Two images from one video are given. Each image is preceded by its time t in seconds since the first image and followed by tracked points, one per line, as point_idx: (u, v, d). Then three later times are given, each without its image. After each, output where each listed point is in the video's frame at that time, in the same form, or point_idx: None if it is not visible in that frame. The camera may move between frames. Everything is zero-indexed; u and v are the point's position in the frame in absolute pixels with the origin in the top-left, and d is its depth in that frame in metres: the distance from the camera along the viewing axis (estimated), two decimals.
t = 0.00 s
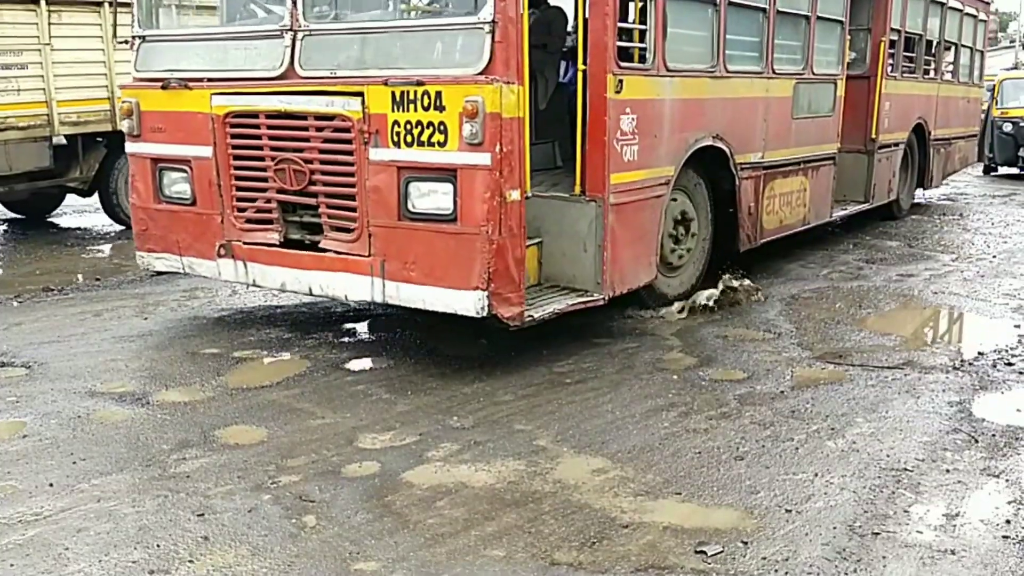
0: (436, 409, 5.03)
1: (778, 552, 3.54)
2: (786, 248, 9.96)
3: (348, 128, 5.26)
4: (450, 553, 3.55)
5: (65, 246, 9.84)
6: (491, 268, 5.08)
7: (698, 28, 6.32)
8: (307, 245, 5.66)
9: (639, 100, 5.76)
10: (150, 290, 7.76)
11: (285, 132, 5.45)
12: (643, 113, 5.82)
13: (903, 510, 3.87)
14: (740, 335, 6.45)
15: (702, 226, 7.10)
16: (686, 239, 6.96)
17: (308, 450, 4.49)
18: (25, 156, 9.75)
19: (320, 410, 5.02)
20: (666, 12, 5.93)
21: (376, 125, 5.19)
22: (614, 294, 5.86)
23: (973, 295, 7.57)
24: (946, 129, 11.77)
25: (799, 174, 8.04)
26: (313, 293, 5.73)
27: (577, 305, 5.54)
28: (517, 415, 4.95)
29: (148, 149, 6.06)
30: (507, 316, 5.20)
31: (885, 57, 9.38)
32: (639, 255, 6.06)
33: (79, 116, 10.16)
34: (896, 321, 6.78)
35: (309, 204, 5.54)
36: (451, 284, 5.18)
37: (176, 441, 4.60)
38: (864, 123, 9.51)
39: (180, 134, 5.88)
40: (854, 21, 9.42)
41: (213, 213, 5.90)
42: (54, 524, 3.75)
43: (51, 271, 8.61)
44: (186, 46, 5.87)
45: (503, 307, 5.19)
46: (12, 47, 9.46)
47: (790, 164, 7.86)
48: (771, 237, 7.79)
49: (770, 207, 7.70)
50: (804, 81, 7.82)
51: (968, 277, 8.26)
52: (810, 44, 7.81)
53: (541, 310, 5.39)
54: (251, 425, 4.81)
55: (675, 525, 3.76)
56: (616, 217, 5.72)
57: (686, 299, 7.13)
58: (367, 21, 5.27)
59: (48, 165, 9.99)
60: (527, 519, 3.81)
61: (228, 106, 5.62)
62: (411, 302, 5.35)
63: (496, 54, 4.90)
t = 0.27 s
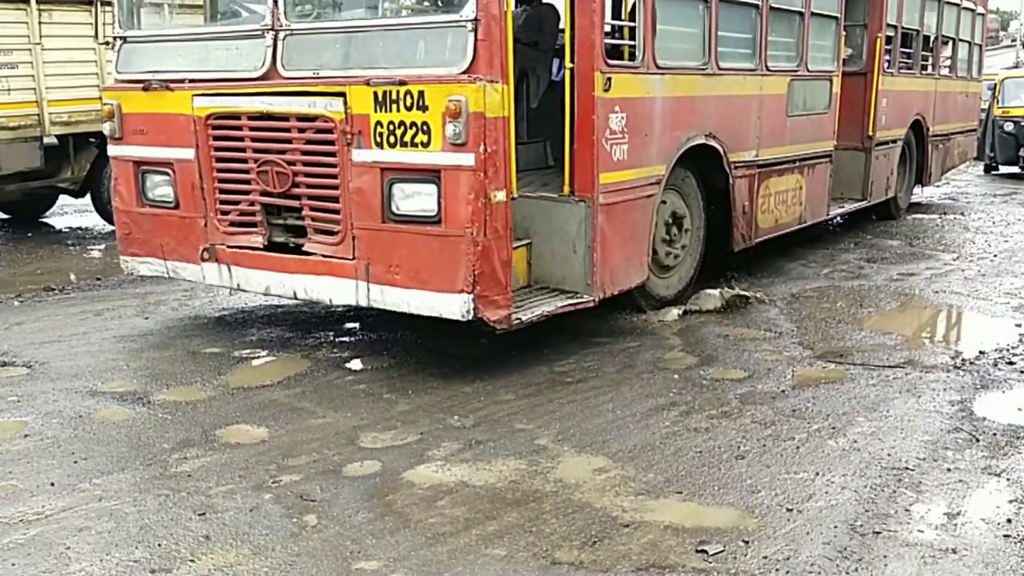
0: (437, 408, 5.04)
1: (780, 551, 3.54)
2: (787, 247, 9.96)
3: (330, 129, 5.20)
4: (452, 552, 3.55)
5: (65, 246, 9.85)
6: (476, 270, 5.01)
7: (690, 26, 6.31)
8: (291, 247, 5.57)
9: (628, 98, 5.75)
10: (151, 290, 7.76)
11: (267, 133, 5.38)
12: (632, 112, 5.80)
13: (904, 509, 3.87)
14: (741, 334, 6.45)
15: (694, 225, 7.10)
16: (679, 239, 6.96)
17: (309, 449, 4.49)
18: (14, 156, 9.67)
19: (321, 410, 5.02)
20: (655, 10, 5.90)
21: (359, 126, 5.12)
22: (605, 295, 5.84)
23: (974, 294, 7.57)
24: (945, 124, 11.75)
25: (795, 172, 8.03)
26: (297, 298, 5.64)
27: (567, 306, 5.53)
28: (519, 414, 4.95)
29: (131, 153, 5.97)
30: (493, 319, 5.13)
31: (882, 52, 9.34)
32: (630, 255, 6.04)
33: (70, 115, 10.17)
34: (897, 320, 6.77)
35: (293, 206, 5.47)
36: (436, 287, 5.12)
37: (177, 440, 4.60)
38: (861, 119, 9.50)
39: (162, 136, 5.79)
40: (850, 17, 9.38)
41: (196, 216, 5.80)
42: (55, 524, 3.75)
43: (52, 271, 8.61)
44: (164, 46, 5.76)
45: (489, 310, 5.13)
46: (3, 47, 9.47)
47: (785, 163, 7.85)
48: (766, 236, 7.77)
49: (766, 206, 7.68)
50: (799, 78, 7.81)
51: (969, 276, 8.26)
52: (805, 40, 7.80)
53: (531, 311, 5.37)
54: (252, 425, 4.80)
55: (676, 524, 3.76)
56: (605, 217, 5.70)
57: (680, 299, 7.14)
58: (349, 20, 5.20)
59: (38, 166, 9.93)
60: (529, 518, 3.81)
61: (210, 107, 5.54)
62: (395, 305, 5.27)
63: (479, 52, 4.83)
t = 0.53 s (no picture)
0: (438, 409, 5.04)
1: (780, 552, 3.54)
2: (787, 248, 9.95)
3: (311, 131, 5.14)
4: (452, 553, 3.55)
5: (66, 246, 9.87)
6: (460, 272, 4.94)
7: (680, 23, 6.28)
8: (273, 252, 5.51)
9: (616, 97, 5.69)
10: (152, 290, 7.77)
11: (249, 136, 5.32)
12: (620, 111, 5.75)
13: (904, 510, 3.87)
14: (741, 335, 6.45)
15: (687, 223, 7.04)
16: (672, 239, 6.92)
17: (309, 450, 4.49)
18: (4, 156, 9.67)
19: (322, 411, 5.02)
20: (643, 8, 5.84)
21: (339, 128, 5.06)
22: (595, 297, 5.78)
23: (974, 294, 7.57)
24: (943, 123, 11.73)
25: (790, 171, 8.01)
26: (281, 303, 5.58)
27: (555, 309, 5.46)
28: (519, 415, 4.95)
29: (111, 158, 5.90)
30: (478, 322, 5.06)
31: (878, 50, 9.34)
32: (620, 256, 5.98)
33: (60, 116, 10.19)
34: (897, 321, 6.77)
35: (276, 210, 5.41)
36: (419, 291, 5.05)
37: (178, 441, 4.60)
38: (857, 118, 9.51)
39: (143, 141, 5.72)
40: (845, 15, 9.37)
41: (178, 221, 5.74)
42: (55, 525, 3.75)
43: (54, 271, 8.63)
44: (143, 49, 5.67)
45: (473, 313, 5.06)
46: None
47: (780, 162, 7.84)
48: (760, 236, 7.73)
49: (759, 206, 7.64)
50: (792, 76, 7.80)
51: (970, 277, 8.26)
52: (798, 38, 7.79)
53: (518, 314, 5.30)
54: (252, 426, 4.81)
55: (676, 525, 3.76)
56: (594, 218, 5.64)
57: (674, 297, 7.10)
58: (328, 21, 5.10)
59: (27, 167, 9.93)
60: (529, 519, 3.82)
61: (191, 110, 5.48)
62: (379, 309, 5.21)
63: (458, 52, 4.73)
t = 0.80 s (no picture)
0: (439, 410, 5.04)
1: (781, 553, 3.54)
2: (788, 249, 9.95)
3: (289, 135, 5.04)
4: (453, 553, 3.55)
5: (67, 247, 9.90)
6: (439, 278, 4.85)
7: (668, 23, 6.26)
8: (252, 258, 5.43)
9: (601, 98, 5.67)
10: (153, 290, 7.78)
11: (226, 140, 5.23)
12: (606, 112, 5.72)
13: (905, 511, 3.86)
14: (742, 336, 6.45)
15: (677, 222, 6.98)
16: (662, 240, 6.86)
17: (311, 451, 4.49)
18: None
19: (323, 411, 5.02)
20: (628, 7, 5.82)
21: (316, 131, 4.96)
22: (581, 301, 5.73)
23: (976, 295, 7.57)
24: (942, 122, 11.69)
25: (784, 171, 8.00)
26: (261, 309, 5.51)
27: (541, 313, 5.41)
28: (520, 416, 4.95)
29: (90, 163, 5.82)
30: (459, 329, 4.97)
31: (874, 49, 9.36)
32: (608, 260, 5.94)
33: (49, 117, 10.23)
34: (899, 322, 6.77)
35: (254, 215, 5.32)
36: (398, 297, 4.95)
37: (179, 441, 4.61)
38: (854, 117, 9.49)
39: (120, 145, 5.63)
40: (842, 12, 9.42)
41: (157, 227, 5.66)
42: (57, 525, 3.75)
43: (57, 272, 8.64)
44: (122, 51, 5.61)
45: (454, 320, 4.96)
46: None
47: (774, 162, 7.83)
48: (753, 237, 7.69)
49: (752, 207, 7.61)
50: (786, 75, 7.79)
51: (971, 278, 8.26)
52: (791, 37, 7.78)
53: (503, 319, 5.23)
54: (253, 426, 4.80)
55: (677, 526, 3.76)
56: (580, 221, 5.60)
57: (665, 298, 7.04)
58: (304, 22, 5.06)
59: (17, 167, 9.97)
60: (530, 520, 3.81)
61: (168, 114, 5.39)
62: (358, 315, 5.12)
63: (436, 52, 4.67)
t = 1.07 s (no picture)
0: (440, 411, 5.03)
1: (782, 554, 3.54)
2: (789, 250, 9.94)
3: (266, 137, 4.95)
4: (455, 554, 3.55)
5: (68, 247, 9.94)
6: (417, 283, 4.76)
7: (657, 23, 6.23)
8: (233, 262, 5.33)
9: (587, 99, 5.61)
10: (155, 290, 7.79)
11: (204, 142, 5.14)
12: (592, 113, 5.67)
13: (907, 512, 3.86)
14: (743, 337, 6.45)
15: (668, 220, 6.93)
16: (655, 238, 6.80)
17: (312, 452, 4.49)
18: None
19: (325, 412, 5.01)
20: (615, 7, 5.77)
21: (294, 133, 4.86)
22: (566, 305, 5.68)
23: (977, 296, 7.57)
24: (941, 122, 11.69)
25: (778, 172, 7.97)
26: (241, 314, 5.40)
27: (525, 318, 5.34)
28: (521, 417, 4.95)
29: (69, 165, 5.72)
30: (439, 334, 4.88)
31: (870, 48, 9.35)
32: (594, 263, 5.88)
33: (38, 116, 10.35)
34: (899, 323, 6.77)
35: (233, 219, 5.22)
36: (377, 302, 4.86)
37: (180, 442, 4.60)
38: (850, 118, 9.47)
39: (99, 147, 5.53)
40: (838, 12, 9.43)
41: (136, 230, 5.56)
42: (58, 526, 3.75)
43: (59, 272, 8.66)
44: (101, 52, 5.50)
45: (433, 325, 4.88)
46: None
47: (768, 163, 7.80)
48: (746, 239, 7.66)
49: (743, 208, 7.58)
50: (779, 75, 7.78)
51: (972, 279, 8.25)
52: (784, 36, 7.76)
53: (485, 323, 5.17)
54: (254, 427, 4.80)
55: (678, 526, 3.76)
56: (565, 224, 5.54)
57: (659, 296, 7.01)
58: (282, 23, 4.97)
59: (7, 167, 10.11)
60: (531, 520, 3.81)
61: (147, 116, 5.29)
62: (337, 320, 5.03)
63: (414, 52, 4.60)
